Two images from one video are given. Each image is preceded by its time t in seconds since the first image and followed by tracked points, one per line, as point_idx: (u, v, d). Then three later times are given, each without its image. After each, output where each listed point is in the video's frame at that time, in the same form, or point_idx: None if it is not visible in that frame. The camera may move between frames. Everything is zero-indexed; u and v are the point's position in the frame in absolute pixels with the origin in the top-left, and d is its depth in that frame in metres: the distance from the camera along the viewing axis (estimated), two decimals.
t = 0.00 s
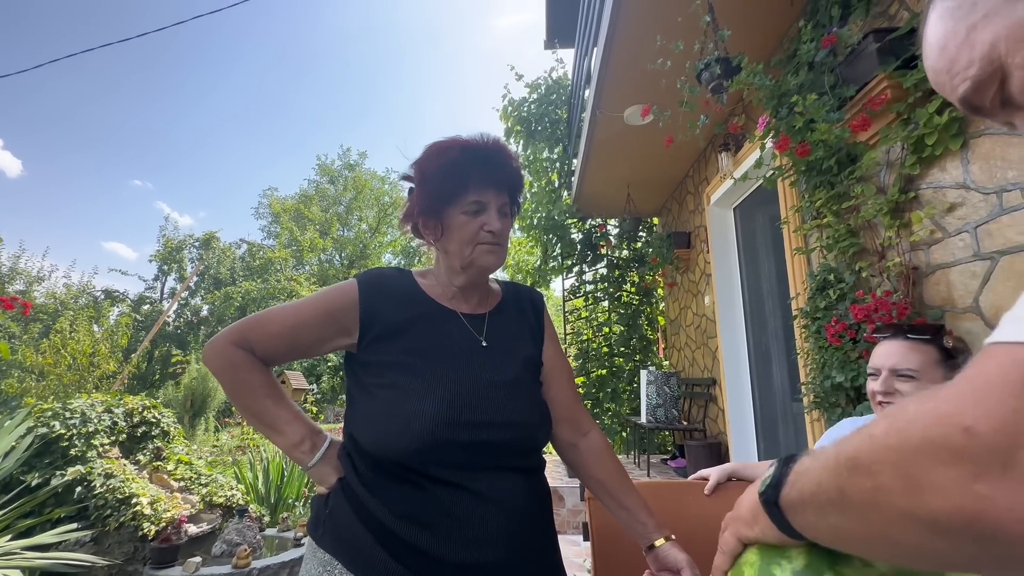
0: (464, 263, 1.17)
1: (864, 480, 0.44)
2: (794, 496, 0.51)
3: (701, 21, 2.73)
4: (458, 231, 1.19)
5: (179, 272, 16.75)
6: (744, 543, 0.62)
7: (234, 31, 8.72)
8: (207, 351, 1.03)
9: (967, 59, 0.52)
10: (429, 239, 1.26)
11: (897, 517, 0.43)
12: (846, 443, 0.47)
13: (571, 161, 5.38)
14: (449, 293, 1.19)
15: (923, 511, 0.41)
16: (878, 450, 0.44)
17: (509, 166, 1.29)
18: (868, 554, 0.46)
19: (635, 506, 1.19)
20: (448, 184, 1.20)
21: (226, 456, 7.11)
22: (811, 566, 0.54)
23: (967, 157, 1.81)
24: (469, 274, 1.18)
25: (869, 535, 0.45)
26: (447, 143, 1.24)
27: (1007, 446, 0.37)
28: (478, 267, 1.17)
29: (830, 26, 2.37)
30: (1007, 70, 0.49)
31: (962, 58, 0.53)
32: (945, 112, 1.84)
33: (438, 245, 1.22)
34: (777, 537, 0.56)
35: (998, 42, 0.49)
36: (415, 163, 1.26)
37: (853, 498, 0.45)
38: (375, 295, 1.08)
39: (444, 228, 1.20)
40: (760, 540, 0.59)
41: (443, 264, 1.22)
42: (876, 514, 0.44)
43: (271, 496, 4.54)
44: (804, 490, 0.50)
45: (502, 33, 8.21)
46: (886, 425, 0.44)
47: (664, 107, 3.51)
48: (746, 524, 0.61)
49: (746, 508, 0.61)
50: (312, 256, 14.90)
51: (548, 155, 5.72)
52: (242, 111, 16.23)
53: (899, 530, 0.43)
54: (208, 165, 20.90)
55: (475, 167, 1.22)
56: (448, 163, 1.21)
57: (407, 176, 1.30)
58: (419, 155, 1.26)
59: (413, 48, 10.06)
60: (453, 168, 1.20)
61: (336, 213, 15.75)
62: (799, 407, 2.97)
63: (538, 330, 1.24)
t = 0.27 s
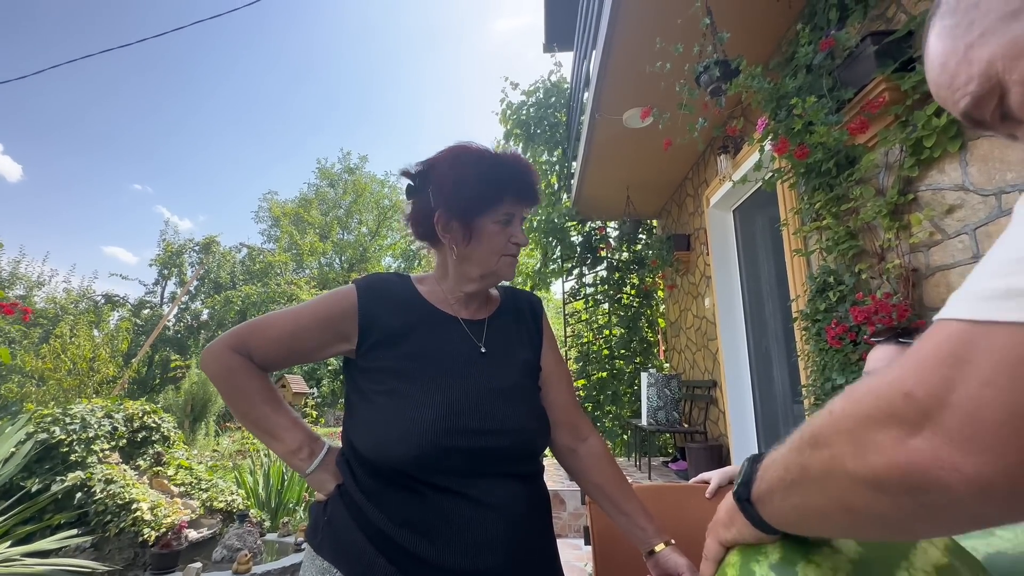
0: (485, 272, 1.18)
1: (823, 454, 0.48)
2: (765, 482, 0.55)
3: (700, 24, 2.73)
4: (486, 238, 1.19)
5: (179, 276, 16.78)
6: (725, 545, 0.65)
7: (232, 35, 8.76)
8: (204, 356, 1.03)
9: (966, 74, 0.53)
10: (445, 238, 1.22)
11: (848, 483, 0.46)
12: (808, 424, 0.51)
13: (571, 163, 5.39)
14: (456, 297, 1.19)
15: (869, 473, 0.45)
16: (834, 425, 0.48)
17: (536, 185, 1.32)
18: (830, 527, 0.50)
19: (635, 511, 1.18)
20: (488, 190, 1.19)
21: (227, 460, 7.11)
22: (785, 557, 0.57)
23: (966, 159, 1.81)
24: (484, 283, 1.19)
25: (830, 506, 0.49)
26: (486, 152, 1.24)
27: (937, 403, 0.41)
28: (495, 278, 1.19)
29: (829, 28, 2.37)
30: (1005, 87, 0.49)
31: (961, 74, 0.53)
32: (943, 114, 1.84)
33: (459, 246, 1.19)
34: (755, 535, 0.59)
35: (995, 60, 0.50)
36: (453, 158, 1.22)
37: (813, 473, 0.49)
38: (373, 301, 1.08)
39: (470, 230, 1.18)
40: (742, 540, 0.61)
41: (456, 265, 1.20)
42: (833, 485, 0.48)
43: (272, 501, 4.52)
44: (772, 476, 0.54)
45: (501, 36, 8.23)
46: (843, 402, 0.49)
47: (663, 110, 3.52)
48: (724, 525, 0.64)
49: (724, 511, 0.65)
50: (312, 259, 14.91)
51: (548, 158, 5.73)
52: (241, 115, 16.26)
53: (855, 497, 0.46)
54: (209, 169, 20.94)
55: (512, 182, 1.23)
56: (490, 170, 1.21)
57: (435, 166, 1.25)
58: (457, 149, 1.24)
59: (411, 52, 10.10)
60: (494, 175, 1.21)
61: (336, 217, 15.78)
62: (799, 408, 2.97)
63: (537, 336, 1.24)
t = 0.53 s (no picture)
0: (487, 277, 1.19)
1: (799, 444, 0.48)
2: (745, 476, 0.55)
3: (697, 27, 2.74)
4: (491, 244, 1.19)
5: (180, 280, 16.82)
6: (710, 549, 0.66)
7: (233, 38, 8.79)
8: (205, 357, 1.04)
9: (963, 86, 0.53)
10: (450, 241, 1.22)
11: (820, 468, 0.47)
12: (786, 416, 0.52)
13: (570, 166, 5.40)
14: (456, 301, 1.19)
15: (839, 457, 0.45)
16: (811, 414, 0.48)
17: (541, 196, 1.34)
18: (804, 514, 0.50)
19: (634, 513, 1.18)
20: (498, 197, 1.20)
21: (228, 465, 7.11)
22: (765, 554, 0.58)
23: (964, 160, 1.82)
24: (486, 288, 1.20)
25: (805, 492, 0.49)
26: (497, 160, 1.25)
27: (904, 388, 0.41)
28: (496, 284, 1.20)
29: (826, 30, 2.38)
30: (1000, 97, 0.50)
31: (958, 85, 0.54)
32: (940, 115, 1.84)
33: (464, 250, 1.20)
34: (737, 534, 0.60)
35: (990, 71, 0.50)
36: (465, 162, 1.23)
37: (790, 462, 0.49)
38: (374, 303, 1.09)
39: (476, 234, 1.19)
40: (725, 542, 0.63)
41: (459, 269, 1.20)
42: (808, 473, 0.48)
43: (273, 505, 4.43)
44: (752, 470, 0.54)
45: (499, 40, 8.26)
46: (817, 393, 0.49)
47: (661, 112, 3.52)
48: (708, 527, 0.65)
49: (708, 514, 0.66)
50: (312, 263, 14.95)
51: (548, 161, 5.74)
52: (241, 119, 16.30)
53: (824, 480, 0.47)
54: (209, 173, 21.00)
55: (521, 191, 1.25)
56: (501, 177, 1.22)
57: (445, 169, 1.25)
58: (470, 155, 1.25)
59: (411, 54, 10.10)
60: (505, 183, 1.22)
61: (336, 220, 15.83)
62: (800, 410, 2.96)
63: (536, 339, 1.24)
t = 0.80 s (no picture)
0: (484, 282, 1.19)
1: (783, 439, 0.49)
2: (732, 476, 0.55)
3: (695, 29, 2.75)
4: (488, 249, 1.20)
5: (182, 285, 16.89)
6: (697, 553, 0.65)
7: (235, 43, 8.86)
8: (208, 366, 1.04)
9: (955, 100, 0.53)
10: (447, 247, 1.23)
11: (803, 462, 0.47)
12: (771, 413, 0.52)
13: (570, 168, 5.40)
14: (455, 306, 1.20)
15: (820, 450, 0.45)
16: (794, 410, 0.48)
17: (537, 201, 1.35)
18: (791, 510, 0.50)
19: (635, 516, 1.18)
20: (493, 202, 1.21)
21: (230, 469, 7.12)
22: (748, 551, 0.59)
23: (963, 160, 1.82)
24: (483, 293, 1.20)
25: (789, 487, 0.49)
26: (492, 166, 1.26)
27: (882, 380, 0.41)
28: (494, 289, 1.20)
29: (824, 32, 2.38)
30: (992, 112, 0.50)
31: (951, 100, 0.54)
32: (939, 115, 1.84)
33: (461, 255, 1.20)
34: (721, 535, 0.60)
35: (979, 87, 0.51)
36: (460, 169, 1.24)
37: (776, 458, 0.49)
38: (373, 309, 1.09)
39: (472, 239, 1.20)
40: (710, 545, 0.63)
41: (457, 274, 1.20)
42: (793, 468, 0.48)
43: (275, 509, 4.48)
44: (737, 470, 0.54)
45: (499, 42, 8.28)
46: (804, 388, 0.49)
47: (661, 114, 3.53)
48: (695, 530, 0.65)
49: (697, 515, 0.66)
50: (314, 267, 15.00)
51: (548, 163, 5.75)
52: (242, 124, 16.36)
53: (806, 473, 0.47)
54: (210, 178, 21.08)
55: (516, 195, 1.26)
56: (495, 182, 1.23)
57: (441, 176, 1.26)
58: (465, 161, 1.26)
59: (411, 59, 10.15)
60: (500, 189, 1.23)
61: (337, 224, 15.88)
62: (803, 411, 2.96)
63: (535, 342, 1.24)
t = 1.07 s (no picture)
0: (482, 284, 1.19)
1: (763, 440, 0.49)
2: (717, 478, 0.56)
3: (694, 31, 2.76)
4: (484, 251, 1.20)
5: (184, 290, 16.98)
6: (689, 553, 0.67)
7: (235, 47, 8.89)
8: (213, 372, 1.05)
9: (947, 126, 0.53)
10: (444, 250, 1.24)
11: (782, 462, 0.47)
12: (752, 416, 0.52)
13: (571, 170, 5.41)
14: (454, 308, 1.20)
15: (797, 450, 0.46)
16: (773, 412, 0.49)
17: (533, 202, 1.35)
18: (773, 512, 0.50)
19: (637, 517, 1.17)
20: (488, 204, 1.21)
21: (233, 473, 7.13)
22: (740, 554, 0.60)
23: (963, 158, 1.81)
24: (482, 295, 1.20)
25: (771, 488, 0.49)
26: (485, 170, 1.26)
27: (856, 380, 0.42)
28: (492, 291, 1.20)
29: (822, 32, 2.39)
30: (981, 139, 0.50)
31: (942, 126, 0.54)
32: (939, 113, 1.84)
33: (458, 258, 1.21)
34: (711, 539, 0.62)
35: (969, 115, 0.51)
36: (455, 172, 1.25)
37: (756, 459, 0.50)
38: (374, 312, 1.10)
39: (468, 242, 1.20)
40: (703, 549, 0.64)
41: (454, 277, 1.21)
42: (774, 468, 0.48)
43: (277, 513, 4.56)
44: (722, 472, 0.55)
45: (497, 45, 8.30)
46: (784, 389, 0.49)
47: (660, 115, 3.53)
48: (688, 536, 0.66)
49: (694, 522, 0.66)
50: (315, 270, 15.04)
51: (548, 165, 5.76)
52: (243, 128, 16.41)
53: (784, 473, 0.47)
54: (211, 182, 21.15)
55: (510, 198, 1.26)
56: (490, 185, 1.23)
57: (437, 180, 1.27)
58: (460, 165, 1.26)
59: (410, 62, 10.19)
60: (496, 191, 1.24)
61: (338, 227, 15.93)
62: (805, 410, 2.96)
63: (535, 343, 1.24)
